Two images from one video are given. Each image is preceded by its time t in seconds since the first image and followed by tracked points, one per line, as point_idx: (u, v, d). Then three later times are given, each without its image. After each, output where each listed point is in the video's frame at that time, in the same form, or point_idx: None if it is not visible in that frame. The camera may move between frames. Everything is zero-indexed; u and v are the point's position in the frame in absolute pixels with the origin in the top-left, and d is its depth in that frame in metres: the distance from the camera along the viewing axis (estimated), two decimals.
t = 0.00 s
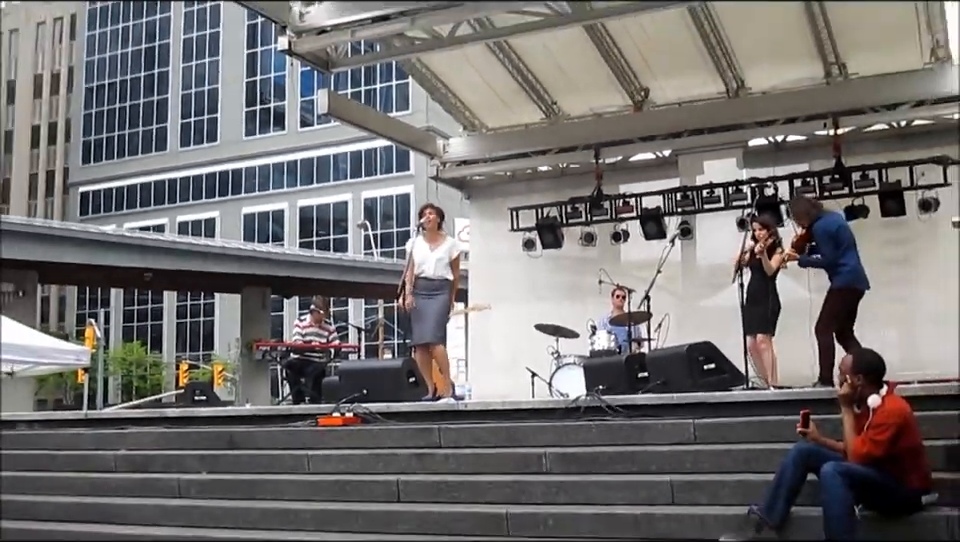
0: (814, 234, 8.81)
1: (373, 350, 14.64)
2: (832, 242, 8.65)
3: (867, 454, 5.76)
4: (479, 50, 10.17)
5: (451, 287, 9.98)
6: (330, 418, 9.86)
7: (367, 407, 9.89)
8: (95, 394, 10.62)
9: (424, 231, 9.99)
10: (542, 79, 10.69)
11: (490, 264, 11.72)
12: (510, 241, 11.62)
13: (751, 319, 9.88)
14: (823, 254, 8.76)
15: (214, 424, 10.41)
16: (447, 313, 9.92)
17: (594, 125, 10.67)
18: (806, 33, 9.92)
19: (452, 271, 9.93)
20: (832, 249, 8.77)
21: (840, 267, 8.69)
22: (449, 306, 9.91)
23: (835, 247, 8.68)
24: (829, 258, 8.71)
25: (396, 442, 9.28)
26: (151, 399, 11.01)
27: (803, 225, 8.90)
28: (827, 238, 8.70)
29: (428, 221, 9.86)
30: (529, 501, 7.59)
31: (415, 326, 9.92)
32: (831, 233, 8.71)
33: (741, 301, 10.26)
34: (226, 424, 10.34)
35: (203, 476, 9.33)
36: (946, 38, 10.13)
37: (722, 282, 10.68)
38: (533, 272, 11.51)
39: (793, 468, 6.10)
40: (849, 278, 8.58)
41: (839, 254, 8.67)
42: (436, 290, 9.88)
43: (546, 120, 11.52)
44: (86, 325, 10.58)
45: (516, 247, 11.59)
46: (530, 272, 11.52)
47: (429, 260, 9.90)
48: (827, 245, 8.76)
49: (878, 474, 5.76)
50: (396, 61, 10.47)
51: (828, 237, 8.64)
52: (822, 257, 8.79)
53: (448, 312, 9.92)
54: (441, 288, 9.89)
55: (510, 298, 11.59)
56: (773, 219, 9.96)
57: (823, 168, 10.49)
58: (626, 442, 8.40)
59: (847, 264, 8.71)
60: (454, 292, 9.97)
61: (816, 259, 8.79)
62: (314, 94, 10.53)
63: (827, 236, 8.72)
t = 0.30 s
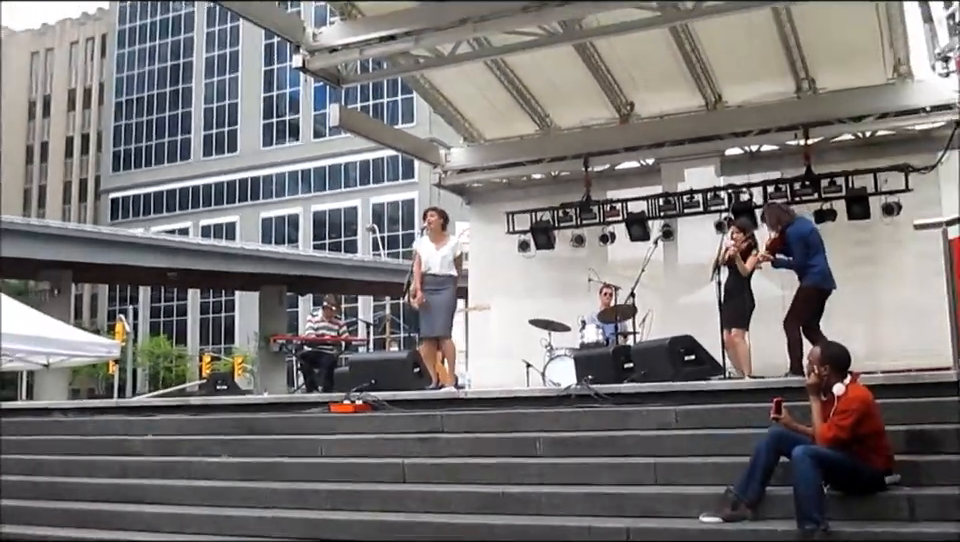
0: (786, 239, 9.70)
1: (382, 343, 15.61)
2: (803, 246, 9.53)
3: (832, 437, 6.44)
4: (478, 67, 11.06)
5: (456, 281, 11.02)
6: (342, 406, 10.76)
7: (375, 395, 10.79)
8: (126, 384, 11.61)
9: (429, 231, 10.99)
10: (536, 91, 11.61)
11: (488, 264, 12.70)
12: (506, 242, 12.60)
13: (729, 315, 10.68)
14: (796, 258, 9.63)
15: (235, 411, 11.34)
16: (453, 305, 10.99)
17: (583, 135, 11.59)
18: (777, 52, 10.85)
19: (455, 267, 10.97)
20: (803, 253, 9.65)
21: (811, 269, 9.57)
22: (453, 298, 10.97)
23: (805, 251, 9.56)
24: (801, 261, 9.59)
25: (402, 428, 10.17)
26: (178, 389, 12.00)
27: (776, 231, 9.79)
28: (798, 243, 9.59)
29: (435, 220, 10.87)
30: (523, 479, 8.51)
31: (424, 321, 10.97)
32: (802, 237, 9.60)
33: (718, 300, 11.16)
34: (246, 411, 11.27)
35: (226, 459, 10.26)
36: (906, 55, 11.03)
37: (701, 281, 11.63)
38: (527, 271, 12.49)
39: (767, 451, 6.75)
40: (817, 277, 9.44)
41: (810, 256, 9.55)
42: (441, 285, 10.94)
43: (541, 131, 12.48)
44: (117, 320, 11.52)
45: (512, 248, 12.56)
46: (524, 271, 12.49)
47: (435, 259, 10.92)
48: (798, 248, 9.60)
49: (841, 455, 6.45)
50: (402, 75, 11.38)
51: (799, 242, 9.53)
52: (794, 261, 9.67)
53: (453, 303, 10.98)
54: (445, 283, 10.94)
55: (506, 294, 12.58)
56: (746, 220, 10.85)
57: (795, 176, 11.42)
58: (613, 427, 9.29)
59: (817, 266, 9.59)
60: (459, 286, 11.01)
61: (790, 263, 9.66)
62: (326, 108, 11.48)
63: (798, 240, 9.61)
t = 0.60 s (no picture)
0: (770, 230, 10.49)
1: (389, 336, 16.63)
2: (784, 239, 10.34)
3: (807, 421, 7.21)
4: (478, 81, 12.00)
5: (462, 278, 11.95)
6: (353, 394, 11.71)
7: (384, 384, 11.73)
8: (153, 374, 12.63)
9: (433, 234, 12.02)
10: (532, 103, 12.58)
11: (487, 263, 13.68)
12: (504, 242, 13.58)
13: (708, 309, 11.65)
14: (774, 250, 10.49)
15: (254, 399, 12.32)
16: (459, 299, 11.90)
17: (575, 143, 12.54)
18: (753, 66, 11.80)
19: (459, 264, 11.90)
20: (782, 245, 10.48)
21: (787, 261, 10.43)
22: (459, 293, 11.87)
23: (785, 244, 10.41)
24: (779, 253, 10.45)
25: (409, 414, 11.12)
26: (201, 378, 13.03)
27: (763, 220, 10.59)
28: (779, 235, 10.43)
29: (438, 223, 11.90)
30: (522, 460, 9.45)
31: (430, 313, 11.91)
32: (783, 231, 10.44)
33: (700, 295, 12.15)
34: (265, 399, 12.24)
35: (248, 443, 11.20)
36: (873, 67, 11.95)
37: (684, 277, 12.63)
38: (524, 269, 13.47)
39: (745, 436, 7.54)
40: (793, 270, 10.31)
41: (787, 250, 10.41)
42: (447, 282, 11.86)
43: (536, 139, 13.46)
44: (145, 316, 12.49)
45: (510, 248, 13.54)
46: (522, 269, 13.47)
47: (440, 259, 11.86)
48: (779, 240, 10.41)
49: (815, 439, 7.24)
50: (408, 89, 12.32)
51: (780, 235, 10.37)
52: (773, 251, 10.50)
53: (459, 297, 11.89)
54: (450, 279, 11.86)
55: (505, 291, 13.56)
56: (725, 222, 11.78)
57: (770, 181, 12.37)
58: (603, 413, 10.22)
59: (793, 259, 10.44)
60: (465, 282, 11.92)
61: (769, 253, 10.50)
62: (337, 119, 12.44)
63: (781, 233, 10.41)
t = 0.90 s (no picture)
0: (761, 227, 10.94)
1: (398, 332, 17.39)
2: (772, 237, 10.81)
3: (789, 411, 7.46)
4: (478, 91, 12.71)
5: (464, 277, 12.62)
6: (360, 386, 12.43)
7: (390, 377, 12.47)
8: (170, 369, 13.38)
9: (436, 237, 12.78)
10: (528, 111, 13.30)
11: (486, 263, 14.43)
12: (502, 243, 14.32)
13: (694, 305, 12.34)
14: (761, 243, 10.94)
15: (267, 392, 13.04)
16: (461, 299, 12.52)
17: (569, 149, 13.23)
18: (736, 76, 12.51)
19: (459, 264, 12.57)
20: (770, 242, 10.91)
21: (770, 257, 10.88)
22: (459, 292, 12.52)
23: (772, 241, 10.85)
24: (764, 247, 10.89)
25: (413, 406, 11.80)
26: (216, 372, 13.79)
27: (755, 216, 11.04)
28: (768, 232, 10.85)
29: (438, 227, 12.58)
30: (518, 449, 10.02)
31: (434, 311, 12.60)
32: (773, 228, 10.86)
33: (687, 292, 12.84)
34: (277, 392, 12.96)
35: (260, 434, 11.87)
36: (851, 76, 12.63)
37: (672, 276, 13.34)
38: (521, 269, 14.21)
39: (731, 425, 8.05)
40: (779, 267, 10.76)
41: (772, 247, 10.84)
42: (448, 281, 12.52)
43: (532, 145, 14.20)
44: (163, 314, 13.24)
45: (507, 248, 14.29)
46: (518, 268, 14.21)
47: (442, 260, 12.63)
48: (767, 237, 10.86)
49: (797, 427, 7.50)
50: (411, 99, 13.02)
51: (768, 232, 10.80)
52: (761, 247, 10.94)
53: (461, 296, 12.50)
54: (451, 279, 12.51)
55: (503, 290, 14.32)
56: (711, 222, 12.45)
57: (754, 184, 13.06)
58: (596, 404, 10.87)
59: (776, 257, 10.89)
60: (465, 281, 12.55)
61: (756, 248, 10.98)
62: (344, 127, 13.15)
63: (769, 231, 10.85)
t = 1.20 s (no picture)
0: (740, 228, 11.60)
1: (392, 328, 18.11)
2: (749, 238, 11.48)
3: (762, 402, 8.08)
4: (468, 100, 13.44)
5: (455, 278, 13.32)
6: (356, 379, 13.16)
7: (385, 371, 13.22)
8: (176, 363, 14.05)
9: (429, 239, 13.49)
10: (516, 119, 14.04)
11: (476, 262, 15.22)
12: (491, 244, 15.10)
13: (671, 303, 13.10)
14: (740, 243, 11.60)
15: (268, 385, 13.76)
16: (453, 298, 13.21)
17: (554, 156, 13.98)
18: (712, 87, 13.27)
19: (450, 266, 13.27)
20: (748, 243, 11.54)
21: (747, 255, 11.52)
22: (450, 292, 13.21)
23: (750, 240, 11.51)
24: (742, 247, 11.54)
25: (406, 397, 12.53)
26: (219, 365, 14.48)
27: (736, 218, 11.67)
28: (745, 233, 11.51)
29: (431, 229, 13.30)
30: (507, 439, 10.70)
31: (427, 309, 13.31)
32: (750, 230, 11.52)
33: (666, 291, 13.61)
34: (278, 385, 13.68)
35: (262, 425, 12.56)
36: (820, 87, 13.39)
37: (651, 275, 14.14)
38: (508, 268, 14.98)
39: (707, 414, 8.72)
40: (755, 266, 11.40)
41: (749, 247, 11.49)
42: (439, 282, 13.22)
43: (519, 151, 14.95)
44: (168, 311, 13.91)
45: (495, 249, 15.06)
46: (506, 268, 14.99)
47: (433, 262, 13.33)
48: (745, 238, 11.53)
49: (767, 416, 8.13)
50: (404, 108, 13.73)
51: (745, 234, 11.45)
52: (739, 247, 11.59)
53: (453, 296, 13.20)
54: (442, 280, 13.21)
55: (491, 287, 15.10)
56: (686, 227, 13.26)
57: (729, 189, 13.84)
58: (580, 395, 11.61)
59: (755, 256, 11.53)
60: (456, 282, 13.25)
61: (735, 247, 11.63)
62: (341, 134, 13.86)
63: (747, 232, 11.51)
